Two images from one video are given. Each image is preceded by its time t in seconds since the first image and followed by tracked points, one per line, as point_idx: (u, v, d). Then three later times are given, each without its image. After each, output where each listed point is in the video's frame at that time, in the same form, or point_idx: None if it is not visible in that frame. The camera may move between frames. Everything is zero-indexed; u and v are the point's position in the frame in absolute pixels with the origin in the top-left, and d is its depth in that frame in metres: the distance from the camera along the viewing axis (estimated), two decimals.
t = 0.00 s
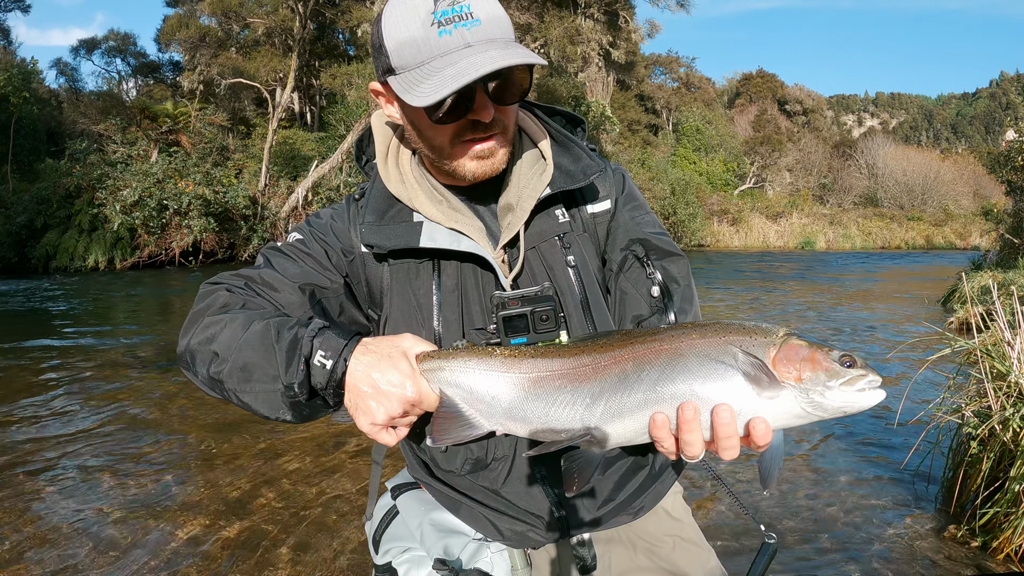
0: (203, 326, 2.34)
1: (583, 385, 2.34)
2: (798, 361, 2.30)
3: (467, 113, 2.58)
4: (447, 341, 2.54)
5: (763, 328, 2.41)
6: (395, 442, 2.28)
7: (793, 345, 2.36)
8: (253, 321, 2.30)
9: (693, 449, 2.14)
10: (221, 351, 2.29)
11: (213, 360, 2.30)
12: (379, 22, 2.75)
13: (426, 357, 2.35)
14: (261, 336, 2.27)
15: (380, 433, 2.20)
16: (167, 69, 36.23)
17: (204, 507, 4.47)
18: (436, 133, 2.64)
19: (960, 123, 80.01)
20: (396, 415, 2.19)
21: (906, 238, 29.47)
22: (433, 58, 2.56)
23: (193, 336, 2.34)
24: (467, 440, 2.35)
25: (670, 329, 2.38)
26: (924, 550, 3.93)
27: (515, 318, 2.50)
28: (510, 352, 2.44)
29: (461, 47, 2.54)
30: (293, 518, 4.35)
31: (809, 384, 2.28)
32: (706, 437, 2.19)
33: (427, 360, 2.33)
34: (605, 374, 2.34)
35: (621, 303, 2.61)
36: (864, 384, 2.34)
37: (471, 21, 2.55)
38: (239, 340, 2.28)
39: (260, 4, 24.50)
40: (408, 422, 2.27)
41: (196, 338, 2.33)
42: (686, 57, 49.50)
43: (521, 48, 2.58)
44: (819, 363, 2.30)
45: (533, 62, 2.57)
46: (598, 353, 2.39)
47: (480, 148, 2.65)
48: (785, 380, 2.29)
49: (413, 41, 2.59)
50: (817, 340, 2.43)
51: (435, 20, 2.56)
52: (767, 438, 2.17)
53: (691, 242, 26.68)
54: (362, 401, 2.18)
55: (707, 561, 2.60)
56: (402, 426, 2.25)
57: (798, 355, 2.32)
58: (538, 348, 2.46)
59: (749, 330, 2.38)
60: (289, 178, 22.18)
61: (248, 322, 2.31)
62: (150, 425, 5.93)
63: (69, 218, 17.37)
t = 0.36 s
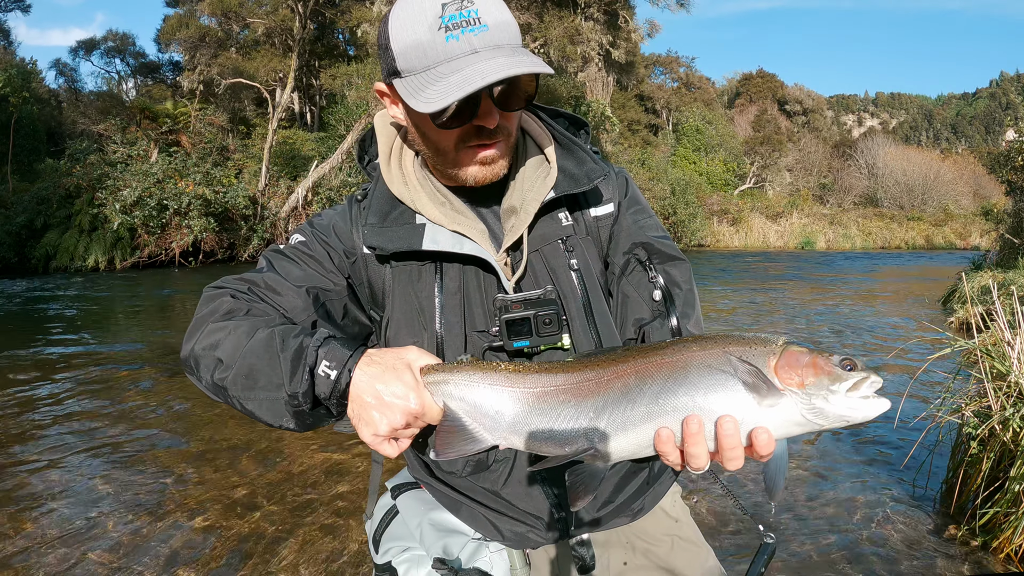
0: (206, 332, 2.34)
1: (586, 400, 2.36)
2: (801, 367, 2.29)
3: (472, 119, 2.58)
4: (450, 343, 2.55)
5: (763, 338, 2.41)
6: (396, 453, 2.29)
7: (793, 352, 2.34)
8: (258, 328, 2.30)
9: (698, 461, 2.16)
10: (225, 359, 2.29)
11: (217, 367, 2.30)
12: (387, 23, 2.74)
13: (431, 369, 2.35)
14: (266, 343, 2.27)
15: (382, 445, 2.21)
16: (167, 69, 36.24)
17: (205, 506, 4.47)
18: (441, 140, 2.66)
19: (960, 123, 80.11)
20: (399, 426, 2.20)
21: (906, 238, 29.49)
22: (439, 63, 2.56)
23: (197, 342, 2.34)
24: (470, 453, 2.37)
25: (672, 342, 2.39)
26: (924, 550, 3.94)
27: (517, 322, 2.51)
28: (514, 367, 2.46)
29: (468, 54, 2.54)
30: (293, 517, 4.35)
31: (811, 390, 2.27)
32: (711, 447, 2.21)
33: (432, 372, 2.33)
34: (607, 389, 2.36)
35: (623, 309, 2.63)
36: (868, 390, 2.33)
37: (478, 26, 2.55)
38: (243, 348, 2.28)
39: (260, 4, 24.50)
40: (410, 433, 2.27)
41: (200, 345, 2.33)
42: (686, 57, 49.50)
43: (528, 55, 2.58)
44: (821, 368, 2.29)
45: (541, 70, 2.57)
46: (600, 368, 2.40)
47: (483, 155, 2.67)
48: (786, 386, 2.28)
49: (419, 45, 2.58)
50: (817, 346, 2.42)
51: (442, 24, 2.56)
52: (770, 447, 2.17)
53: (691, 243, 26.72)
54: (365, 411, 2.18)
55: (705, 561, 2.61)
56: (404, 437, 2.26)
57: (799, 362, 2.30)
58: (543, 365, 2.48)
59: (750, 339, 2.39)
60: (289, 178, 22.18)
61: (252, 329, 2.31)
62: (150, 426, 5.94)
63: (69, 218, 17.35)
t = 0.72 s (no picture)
0: (205, 331, 2.34)
1: (582, 398, 2.35)
2: (798, 353, 2.28)
3: (467, 115, 2.58)
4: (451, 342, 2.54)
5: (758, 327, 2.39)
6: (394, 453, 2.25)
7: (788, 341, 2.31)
8: (258, 326, 2.31)
9: (704, 454, 2.17)
10: (224, 357, 2.29)
11: (216, 365, 2.30)
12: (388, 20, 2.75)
13: (428, 366, 2.34)
14: (266, 341, 2.27)
15: (378, 442, 2.16)
16: (167, 69, 36.23)
17: (206, 507, 4.46)
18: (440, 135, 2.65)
19: (960, 123, 80.18)
20: (396, 424, 2.17)
21: (907, 239, 29.49)
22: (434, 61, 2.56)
23: (196, 341, 2.34)
24: (467, 450, 2.36)
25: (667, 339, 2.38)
26: (925, 550, 3.93)
27: (517, 321, 2.51)
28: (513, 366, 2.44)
29: (462, 50, 2.54)
30: (293, 518, 4.35)
31: (809, 375, 2.26)
32: (715, 438, 2.20)
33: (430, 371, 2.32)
34: (602, 385, 2.34)
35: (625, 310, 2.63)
36: (865, 372, 2.31)
37: (473, 24, 2.55)
38: (242, 345, 2.28)
39: (260, 5, 24.48)
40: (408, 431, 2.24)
41: (199, 345, 2.32)
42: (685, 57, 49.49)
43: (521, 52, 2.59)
44: (818, 354, 2.28)
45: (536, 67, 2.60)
46: (595, 365, 2.40)
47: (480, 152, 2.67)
48: (785, 372, 2.26)
49: (416, 42, 2.58)
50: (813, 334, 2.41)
51: (438, 21, 2.56)
52: (773, 434, 2.18)
53: (691, 243, 26.71)
54: (362, 408, 2.16)
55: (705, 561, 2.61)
56: (402, 436, 2.23)
57: (797, 349, 2.29)
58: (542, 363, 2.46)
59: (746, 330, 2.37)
60: (289, 178, 22.17)
61: (251, 326, 2.31)
62: (150, 426, 5.93)
63: (69, 218, 17.34)
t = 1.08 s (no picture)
0: (200, 326, 2.35)
1: (581, 364, 2.33)
2: (806, 331, 2.34)
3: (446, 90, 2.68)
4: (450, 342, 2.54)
5: (766, 301, 2.43)
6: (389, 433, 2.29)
7: (798, 316, 2.38)
8: (249, 319, 2.31)
9: (707, 426, 2.20)
10: (215, 349, 2.30)
11: (208, 358, 2.31)
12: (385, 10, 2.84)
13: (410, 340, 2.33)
14: (254, 333, 2.27)
15: (371, 423, 2.20)
16: (167, 69, 36.20)
17: (206, 508, 4.46)
18: (433, 124, 2.70)
19: (960, 124, 80.18)
20: (382, 405, 2.18)
21: (907, 239, 29.49)
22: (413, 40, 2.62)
23: (192, 337, 2.35)
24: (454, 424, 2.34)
25: (667, 305, 2.39)
26: (925, 550, 3.93)
27: (515, 319, 2.52)
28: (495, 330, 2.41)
29: (438, 27, 2.59)
30: (293, 518, 4.35)
31: (817, 354, 2.33)
32: (723, 411, 2.22)
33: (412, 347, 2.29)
34: (605, 352, 2.33)
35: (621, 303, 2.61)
36: (866, 353, 2.40)
37: (452, 4, 2.59)
38: (232, 338, 2.28)
39: (260, 5, 24.45)
40: (400, 409, 2.27)
41: (194, 339, 2.33)
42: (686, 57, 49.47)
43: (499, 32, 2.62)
44: (824, 333, 2.35)
45: (513, 40, 2.69)
46: (594, 331, 2.39)
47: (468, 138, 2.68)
48: (796, 350, 2.32)
49: (396, 24, 2.65)
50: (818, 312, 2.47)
51: (417, 4, 2.62)
52: (780, 408, 2.20)
53: (691, 243, 26.68)
54: (347, 392, 2.16)
55: (706, 562, 2.61)
56: (394, 415, 2.25)
57: (804, 326, 2.35)
58: (528, 327, 2.44)
59: (755, 302, 2.39)
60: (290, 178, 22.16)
61: (243, 319, 2.32)
62: (150, 426, 5.93)
63: (69, 219, 17.31)
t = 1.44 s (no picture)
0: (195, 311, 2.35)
1: (577, 297, 2.35)
2: (800, 255, 2.46)
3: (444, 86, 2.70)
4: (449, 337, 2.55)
5: (760, 230, 2.52)
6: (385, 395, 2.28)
7: (792, 243, 2.50)
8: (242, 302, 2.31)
9: (710, 355, 2.18)
10: (205, 335, 2.31)
11: (201, 342, 2.31)
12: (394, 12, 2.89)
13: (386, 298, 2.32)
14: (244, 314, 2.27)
15: (365, 386, 2.20)
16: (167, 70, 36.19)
17: (206, 506, 4.46)
18: (430, 115, 2.70)
19: (959, 124, 80.23)
20: (369, 367, 2.14)
21: (906, 238, 29.50)
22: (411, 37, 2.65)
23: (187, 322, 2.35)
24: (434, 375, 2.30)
25: (655, 233, 2.47)
26: (925, 550, 3.94)
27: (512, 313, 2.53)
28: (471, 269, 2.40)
29: (435, 26, 2.63)
30: (294, 516, 4.35)
31: (813, 280, 2.44)
32: (725, 341, 2.22)
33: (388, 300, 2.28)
34: (600, 283, 2.36)
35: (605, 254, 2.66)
36: (859, 277, 2.52)
37: (450, 4, 2.64)
38: (225, 322, 2.28)
39: (261, 5, 24.39)
40: (391, 367, 2.23)
41: (189, 324, 2.32)
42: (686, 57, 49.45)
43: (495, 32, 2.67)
44: (819, 257, 2.47)
45: (507, 40, 2.74)
46: (587, 264, 2.42)
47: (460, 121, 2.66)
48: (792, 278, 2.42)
49: (397, 22, 2.69)
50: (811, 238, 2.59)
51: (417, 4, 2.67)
52: (782, 334, 2.20)
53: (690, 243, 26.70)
54: (331, 359, 2.12)
55: (706, 562, 2.59)
56: (386, 374, 2.24)
57: (798, 251, 2.47)
58: (505, 263, 2.42)
59: (746, 230, 2.50)
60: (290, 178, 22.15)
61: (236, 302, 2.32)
62: (151, 424, 5.94)
63: (69, 218, 17.27)
